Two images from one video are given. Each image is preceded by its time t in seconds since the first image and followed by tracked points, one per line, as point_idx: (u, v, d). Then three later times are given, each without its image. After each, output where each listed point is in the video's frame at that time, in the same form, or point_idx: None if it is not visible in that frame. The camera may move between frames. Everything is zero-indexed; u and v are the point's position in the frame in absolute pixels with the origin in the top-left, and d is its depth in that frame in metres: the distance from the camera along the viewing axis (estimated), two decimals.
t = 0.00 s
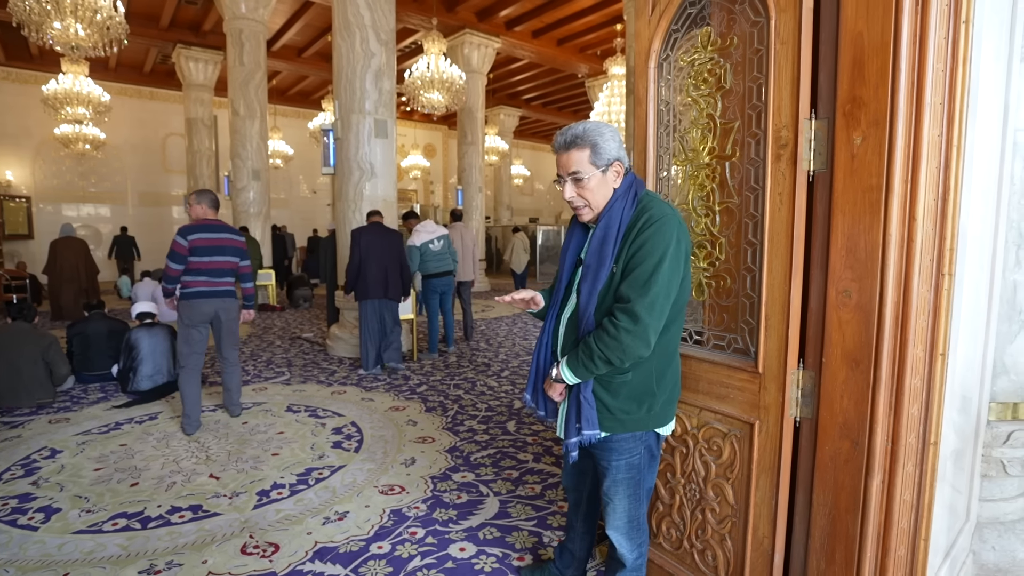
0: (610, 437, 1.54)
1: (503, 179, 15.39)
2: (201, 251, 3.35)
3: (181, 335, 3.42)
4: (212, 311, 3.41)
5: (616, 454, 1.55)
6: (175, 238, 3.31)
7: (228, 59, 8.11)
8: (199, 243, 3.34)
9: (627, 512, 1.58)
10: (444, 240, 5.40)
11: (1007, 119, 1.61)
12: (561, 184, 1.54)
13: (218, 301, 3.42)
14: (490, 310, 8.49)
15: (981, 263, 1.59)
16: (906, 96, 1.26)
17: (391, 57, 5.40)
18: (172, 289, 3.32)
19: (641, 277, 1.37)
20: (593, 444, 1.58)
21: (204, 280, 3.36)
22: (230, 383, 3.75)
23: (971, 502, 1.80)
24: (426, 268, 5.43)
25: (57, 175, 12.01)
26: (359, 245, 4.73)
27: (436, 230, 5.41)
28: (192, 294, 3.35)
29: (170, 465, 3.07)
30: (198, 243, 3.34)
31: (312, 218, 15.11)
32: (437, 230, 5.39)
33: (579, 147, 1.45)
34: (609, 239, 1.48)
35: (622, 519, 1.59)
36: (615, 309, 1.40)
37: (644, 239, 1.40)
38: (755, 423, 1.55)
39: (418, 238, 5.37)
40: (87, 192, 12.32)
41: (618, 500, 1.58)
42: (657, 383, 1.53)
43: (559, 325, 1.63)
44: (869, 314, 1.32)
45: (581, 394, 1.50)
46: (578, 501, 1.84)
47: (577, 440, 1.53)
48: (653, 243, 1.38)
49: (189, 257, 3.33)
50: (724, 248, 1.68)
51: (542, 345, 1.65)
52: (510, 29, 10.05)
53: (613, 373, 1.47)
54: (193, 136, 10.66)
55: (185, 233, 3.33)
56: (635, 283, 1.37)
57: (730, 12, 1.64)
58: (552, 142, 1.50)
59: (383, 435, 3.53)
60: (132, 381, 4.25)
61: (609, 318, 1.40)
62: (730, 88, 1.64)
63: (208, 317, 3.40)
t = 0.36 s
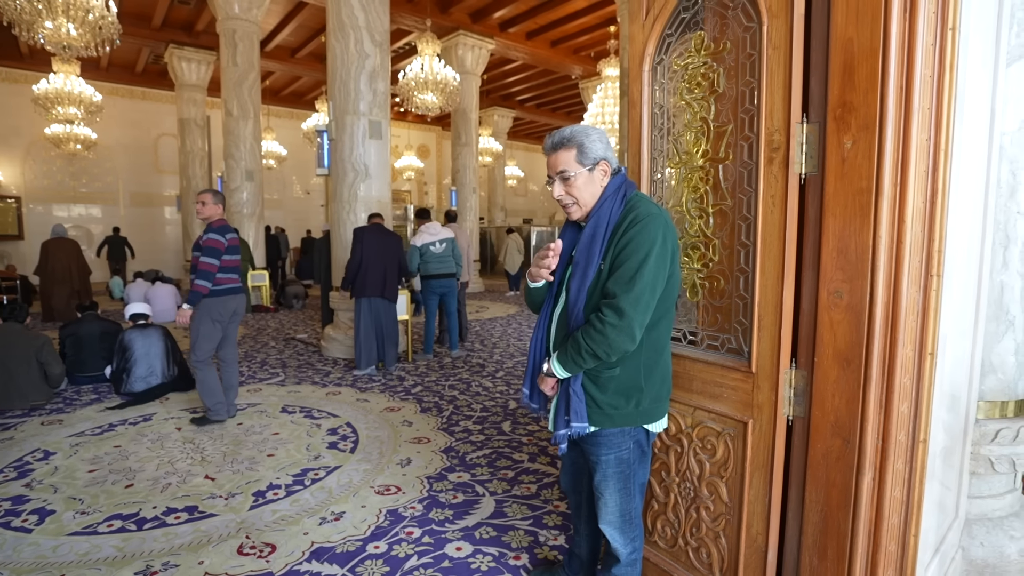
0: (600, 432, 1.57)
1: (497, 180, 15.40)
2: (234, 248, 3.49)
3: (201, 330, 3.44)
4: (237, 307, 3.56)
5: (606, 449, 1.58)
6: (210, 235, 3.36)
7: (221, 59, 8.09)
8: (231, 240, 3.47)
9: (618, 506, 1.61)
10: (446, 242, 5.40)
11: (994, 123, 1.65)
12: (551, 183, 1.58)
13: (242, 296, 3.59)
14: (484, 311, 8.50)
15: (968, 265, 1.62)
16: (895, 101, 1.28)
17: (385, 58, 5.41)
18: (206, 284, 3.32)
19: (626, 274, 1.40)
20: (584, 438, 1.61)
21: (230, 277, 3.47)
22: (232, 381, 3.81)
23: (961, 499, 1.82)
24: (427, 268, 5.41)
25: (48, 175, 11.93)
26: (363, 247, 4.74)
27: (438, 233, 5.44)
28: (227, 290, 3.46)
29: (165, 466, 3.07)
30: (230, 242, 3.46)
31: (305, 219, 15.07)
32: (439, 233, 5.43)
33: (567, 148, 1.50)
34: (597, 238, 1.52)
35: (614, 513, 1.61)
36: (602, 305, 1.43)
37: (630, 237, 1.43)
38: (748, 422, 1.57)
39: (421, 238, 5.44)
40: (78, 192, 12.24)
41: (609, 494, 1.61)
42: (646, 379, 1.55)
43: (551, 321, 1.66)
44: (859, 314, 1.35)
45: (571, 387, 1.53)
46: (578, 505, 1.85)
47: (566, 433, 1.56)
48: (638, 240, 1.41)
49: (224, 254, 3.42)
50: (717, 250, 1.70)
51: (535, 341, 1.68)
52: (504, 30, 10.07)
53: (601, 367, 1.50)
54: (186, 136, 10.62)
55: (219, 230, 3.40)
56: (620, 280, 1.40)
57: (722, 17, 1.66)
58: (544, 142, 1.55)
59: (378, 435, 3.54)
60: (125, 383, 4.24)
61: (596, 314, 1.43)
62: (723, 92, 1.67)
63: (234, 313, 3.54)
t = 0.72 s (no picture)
0: (595, 426, 1.59)
1: (491, 180, 15.41)
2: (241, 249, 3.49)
3: (212, 336, 3.40)
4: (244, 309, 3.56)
5: (601, 442, 1.60)
6: (221, 237, 3.32)
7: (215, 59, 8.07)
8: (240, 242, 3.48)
9: (614, 500, 1.63)
10: (457, 245, 5.42)
11: (982, 127, 1.68)
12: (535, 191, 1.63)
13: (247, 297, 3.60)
14: (479, 312, 8.52)
15: (956, 267, 1.65)
16: (885, 105, 1.31)
17: (380, 59, 5.41)
18: (233, 286, 3.34)
19: (614, 270, 1.45)
20: (578, 433, 1.63)
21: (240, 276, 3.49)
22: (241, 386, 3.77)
23: (951, 496, 1.85)
24: (438, 270, 5.47)
25: (39, 175, 11.85)
26: (370, 243, 4.79)
27: (451, 234, 5.47)
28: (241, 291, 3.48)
29: (161, 467, 3.07)
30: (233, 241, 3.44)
31: (299, 219, 15.04)
32: (452, 235, 5.44)
33: (546, 156, 1.56)
34: (584, 238, 1.55)
35: (610, 506, 1.63)
36: (593, 301, 1.47)
37: (616, 235, 1.48)
38: (743, 420, 1.60)
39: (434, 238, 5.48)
40: (69, 192, 12.17)
41: (605, 488, 1.62)
42: (637, 371, 1.58)
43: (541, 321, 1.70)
44: (851, 313, 1.37)
45: (565, 382, 1.56)
46: (578, 502, 1.87)
47: (563, 427, 1.58)
48: (623, 238, 1.45)
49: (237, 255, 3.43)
50: (712, 251, 1.72)
51: (527, 340, 1.71)
52: (499, 31, 10.09)
53: (594, 361, 1.53)
54: (179, 136, 10.58)
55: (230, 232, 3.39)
56: (609, 276, 1.44)
57: (716, 22, 1.68)
58: (525, 152, 1.61)
59: (374, 435, 3.55)
60: (120, 384, 4.22)
61: (586, 310, 1.47)
62: (717, 95, 1.69)
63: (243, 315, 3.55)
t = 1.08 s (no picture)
0: (579, 418, 1.66)
1: (487, 181, 15.41)
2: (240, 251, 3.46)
3: (217, 338, 3.43)
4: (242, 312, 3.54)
5: (586, 435, 1.66)
6: (221, 238, 3.32)
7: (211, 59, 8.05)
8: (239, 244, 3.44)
9: (601, 492, 1.68)
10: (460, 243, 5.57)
11: (973, 130, 1.70)
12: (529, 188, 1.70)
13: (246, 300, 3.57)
14: (475, 312, 8.53)
15: (949, 268, 1.67)
16: (877, 108, 1.33)
17: (377, 59, 5.42)
18: (222, 289, 3.32)
19: (597, 265, 1.52)
20: (565, 425, 1.70)
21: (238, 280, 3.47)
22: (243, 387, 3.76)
23: (943, 493, 1.87)
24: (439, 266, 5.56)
25: (33, 174, 11.79)
26: (376, 245, 4.82)
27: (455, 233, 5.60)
28: (237, 293, 3.45)
29: (159, 467, 3.07)
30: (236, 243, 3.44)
31: (295, 219, 15.01)
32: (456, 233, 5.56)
33: (542, 154, 1.62)
34: (570, 236, 1.64)
35: (598, 499, 1.69)
36: (577, 295, 1.54)
37: (600, 233, 1.55)
38: (738, 418, 1.62)
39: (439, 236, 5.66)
40: (63, 192, 12.11)
41: (591, 480, 1.68)
42: (621, 365, 1.65)
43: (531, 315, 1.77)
44: (845, 313, 1.39)
45: (551, 374, 1.62)
46: (571, 498, 1.88)
47: (548, 418, 1.64)
48: (607, 235, 1.53)
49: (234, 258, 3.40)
50: (708, 251, 1.74)
51: (517, 333, 1.78)
52: (495, 32, 10.10)
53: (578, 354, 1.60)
54: (174, 136, 10.55)
55: (227, 234, 3.37)
56: (593, 271, 1.52)
57: (713, 25, 1.70)
58: (522, 151, 1.67)
59: (372, 435, 3.56)
60: (117, 384, 4.22)
61: (572, 304, 1.53)
62: (713, 97, 1.71)
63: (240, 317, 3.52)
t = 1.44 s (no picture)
0: (571, 412, 1.69)
1: (485, 181, 15.40)
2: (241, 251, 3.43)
3: (221, 338, 3.44)
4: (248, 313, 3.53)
5: (578, 429, 1.70)
6: (218, 238, 3.30)
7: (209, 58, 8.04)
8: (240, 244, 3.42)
9: (594, 487, 1.71)
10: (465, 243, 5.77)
11: (968, 131, 1.72)
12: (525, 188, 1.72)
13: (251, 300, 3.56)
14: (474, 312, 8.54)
15: (946, 268, 1.69)
16: (874, 110, 1.35)
17: (376, 59, 5.43)
18: (224, 290, 3.32)
19: (590, 263, 1.54)
20: (558, 420, 1.72)
21: (241, 280, 3.45)
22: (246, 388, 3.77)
23: (939, 490, 1.89)
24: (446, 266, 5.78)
25: (30, 173, 11.77)
26: (376, 244, 4.82)
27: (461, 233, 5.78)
28: (240, 294, 3.46)
29: (159, 466, 3.07)
30: (236, 242, 3.41)
31: (293, 219, 15.00)
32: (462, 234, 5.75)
33: (540, 155, 1.64)
34: (564, 234, 1.66)
35: (591, 494, 1.72)
36: (570, 292, 1.56)
37: (593, 232, 1.58)
38: (737, 416, 1.63)
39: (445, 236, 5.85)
40: (60, 191, 12.09)
41: (584, 475, 1.71)
42: (611, 361, 1.68)
43: (525, 312, 1.79)
44: (842, 311, 1.41)
45: (543, 369, 1.65)
46: (567, 495, 1.91)
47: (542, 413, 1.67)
48: (599, 234, 1.55)
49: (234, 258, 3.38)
50: (706, 251, 1.76)
51: (511, 330, 1.80)
52: (494, 32, 10.11)
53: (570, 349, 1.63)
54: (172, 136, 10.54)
55: (225, 234, 3.35)
56: (585, 269, 1.54)
57: (711, 27, 1.72)
58: (520, 151, 1.69)
59: (372, 434, 3.57)
60: (115, 383, 4.22)
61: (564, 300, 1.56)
62: (712, 99, 1.73)
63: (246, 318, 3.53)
